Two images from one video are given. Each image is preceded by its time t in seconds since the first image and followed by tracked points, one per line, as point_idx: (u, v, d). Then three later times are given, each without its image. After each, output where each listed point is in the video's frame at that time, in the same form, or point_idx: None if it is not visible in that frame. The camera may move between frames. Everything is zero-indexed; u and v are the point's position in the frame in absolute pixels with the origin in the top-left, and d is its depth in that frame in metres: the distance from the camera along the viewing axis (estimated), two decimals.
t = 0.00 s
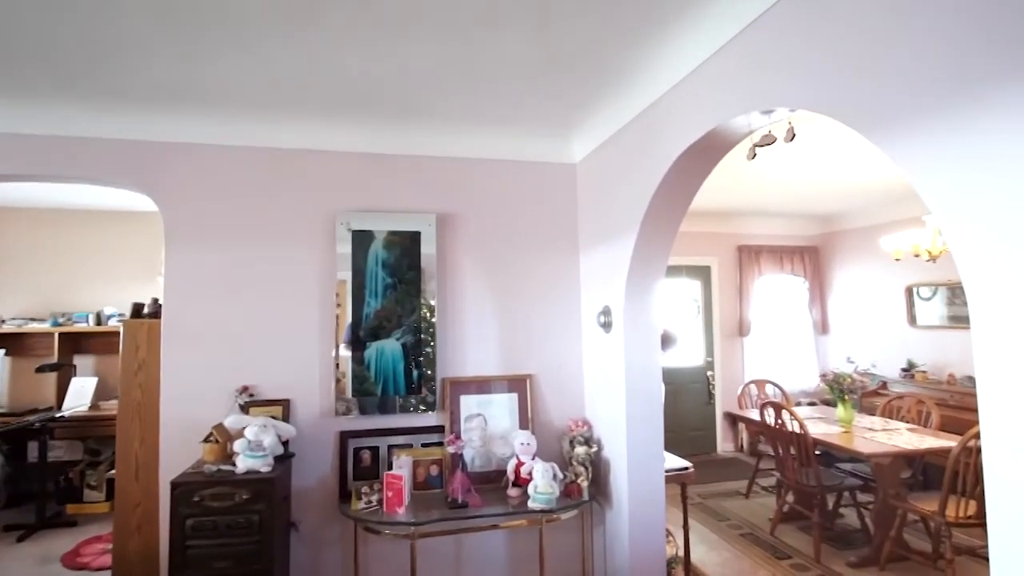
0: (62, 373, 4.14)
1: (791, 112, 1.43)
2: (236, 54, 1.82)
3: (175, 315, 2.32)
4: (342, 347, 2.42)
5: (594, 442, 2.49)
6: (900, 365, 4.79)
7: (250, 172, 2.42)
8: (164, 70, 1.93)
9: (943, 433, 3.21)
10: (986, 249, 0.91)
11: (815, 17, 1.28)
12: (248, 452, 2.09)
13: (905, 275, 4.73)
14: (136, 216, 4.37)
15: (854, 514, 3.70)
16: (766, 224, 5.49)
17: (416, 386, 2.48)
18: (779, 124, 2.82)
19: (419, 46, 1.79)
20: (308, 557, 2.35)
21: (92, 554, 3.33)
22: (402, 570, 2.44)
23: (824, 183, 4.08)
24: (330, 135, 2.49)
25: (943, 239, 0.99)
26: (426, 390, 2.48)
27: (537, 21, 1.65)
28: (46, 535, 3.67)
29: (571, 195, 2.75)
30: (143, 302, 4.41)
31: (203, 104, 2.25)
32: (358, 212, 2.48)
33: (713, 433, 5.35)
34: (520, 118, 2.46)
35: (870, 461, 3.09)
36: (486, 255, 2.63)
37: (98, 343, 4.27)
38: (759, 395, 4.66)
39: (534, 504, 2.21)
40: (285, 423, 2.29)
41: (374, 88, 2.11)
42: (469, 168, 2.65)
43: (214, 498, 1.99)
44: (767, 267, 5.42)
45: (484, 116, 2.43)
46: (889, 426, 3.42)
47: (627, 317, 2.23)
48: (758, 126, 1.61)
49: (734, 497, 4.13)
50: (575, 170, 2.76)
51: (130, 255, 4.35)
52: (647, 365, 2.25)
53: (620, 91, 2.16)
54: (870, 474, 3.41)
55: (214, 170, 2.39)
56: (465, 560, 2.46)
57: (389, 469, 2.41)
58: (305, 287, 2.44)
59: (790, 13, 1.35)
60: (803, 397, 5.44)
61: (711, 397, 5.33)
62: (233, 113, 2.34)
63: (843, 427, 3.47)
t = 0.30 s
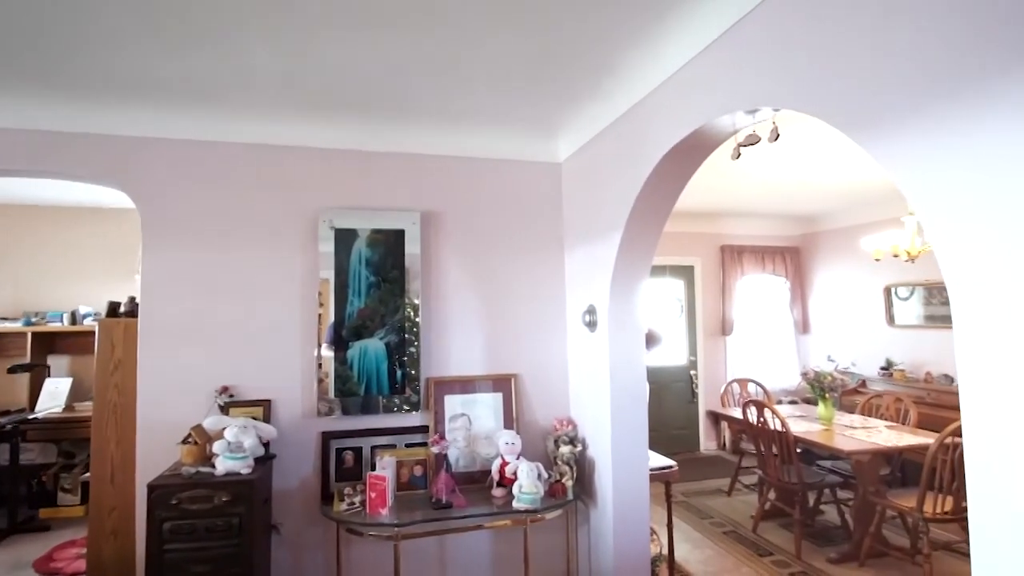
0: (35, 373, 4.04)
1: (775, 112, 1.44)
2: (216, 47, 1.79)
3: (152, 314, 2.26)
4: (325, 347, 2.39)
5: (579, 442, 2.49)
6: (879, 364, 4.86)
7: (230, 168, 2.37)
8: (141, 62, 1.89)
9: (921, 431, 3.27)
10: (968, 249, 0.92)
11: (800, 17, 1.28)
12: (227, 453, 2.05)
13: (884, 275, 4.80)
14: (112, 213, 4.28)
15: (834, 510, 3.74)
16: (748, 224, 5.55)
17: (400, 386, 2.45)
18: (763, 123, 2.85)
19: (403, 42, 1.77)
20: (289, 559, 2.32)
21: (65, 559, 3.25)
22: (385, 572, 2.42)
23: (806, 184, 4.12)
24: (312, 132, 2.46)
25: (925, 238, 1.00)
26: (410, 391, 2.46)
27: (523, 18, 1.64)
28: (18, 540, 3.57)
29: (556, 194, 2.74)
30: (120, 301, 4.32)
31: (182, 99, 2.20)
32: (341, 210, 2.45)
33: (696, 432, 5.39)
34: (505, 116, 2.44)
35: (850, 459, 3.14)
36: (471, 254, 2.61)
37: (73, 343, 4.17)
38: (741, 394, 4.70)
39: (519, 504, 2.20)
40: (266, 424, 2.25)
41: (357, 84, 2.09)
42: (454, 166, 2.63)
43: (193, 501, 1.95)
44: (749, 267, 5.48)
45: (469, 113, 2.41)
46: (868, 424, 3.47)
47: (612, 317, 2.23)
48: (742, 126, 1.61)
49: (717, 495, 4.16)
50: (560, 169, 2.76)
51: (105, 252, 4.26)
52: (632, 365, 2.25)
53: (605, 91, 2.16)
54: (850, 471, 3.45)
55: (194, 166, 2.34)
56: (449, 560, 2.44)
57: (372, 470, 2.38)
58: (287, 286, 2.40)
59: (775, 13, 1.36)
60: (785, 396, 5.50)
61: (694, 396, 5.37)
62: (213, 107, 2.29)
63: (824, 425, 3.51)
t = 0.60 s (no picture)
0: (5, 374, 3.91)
1: (764, 109, 1.43)
2: (194, 37, 1.73)
3: (127, 312, 2.20)
4: (307, 346, 2.34)
5: (565, 441, 2.47)
6: (859, 362, 4.92)
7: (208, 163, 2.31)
8: (116, 52, 1.83)
9: (901, 428, 3.31)
10: (959, 244, 0.92)
11: (790, 13, 1.27)
12: (205, 455, 1.99)
13: (864, 275, 4.86)
14: (86, 208, 4.17)
15: (816, 507, 3.78)
16: (732, 224, 5.59)
17: (384, 386, 2.41)
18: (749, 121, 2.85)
19: (386, 35, 1.73)
20: (269, 563, 2.27)
21: (37, 565, 3.15)
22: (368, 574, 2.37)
23: (789, 184, 4.16)
24: (294, 127, 2.41)
25: (915, 234, 1.00)
26: (394, 390, 2.43)
27: (510, 12, 1.61)
28: None
29: (542, 192, 2.72)
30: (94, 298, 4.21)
31: (159, 91, 2.14)
32: (323, 206, 2.40)
33: (679, 430, 5.42)
34: (491, 112, 2.42)
35: (832, 456, 3.16)
36: (456, 252, 2.58)
37: (45, 343, 4.05)
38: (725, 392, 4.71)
39: (504, 504, 2.18)
40: (246, 424, 2.20)
41: (340, 78, 2.05)
42: (439, 163, 2.60)
43: (169, 504, 1.90)
44: (732, 267, 5.51)
45: (454, 109, 2.38)
46: (850, 422, 3.50)
47: (598, 315, 2.21)
48: (730, 123, 1.61)
49: (701, 493, 4.17)
50: (547, 167, 2.74)
51: (79, 248, 4.14)
52: (618, 364, 2.24)
53: (593, 87, 2.14)
54: (831, 469, 3.49)
55: (171, 160, 2.27)
56: (433, 562, 2.41)
57: (355, 471, 2.34)
58: (268, 284, 2.35)
59: (764, 10, 1.35)
60: (767, 394, 5.55)
61: (678, 395, 5.40)
62: (190, 100, 2.23)
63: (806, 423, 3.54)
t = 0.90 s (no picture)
0: None
1: (748, 101, 1.41)
2: (160, 21, 1.66)
3: (90, 309, 2.10)
4: (280, 344, 2.27)
5: (546, 440, 2.44)
6: (835, 360, 4.98)
7: (177, 154, 2.23)
8: (76, 35, 1.74)
9: (877, 425, 3.34)
10: (949, 236, 0.90)
11: (776, 5, 1.25)
12: (172, 458, 1.91)
13: (840, 274, 4.92)
14: (48, 202, 4.01)
15: (794, 504, 3.81)
16: (710, 223, 5.62)
17: (360, 385, 2.35)
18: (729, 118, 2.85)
19: (363, 22, 1.68)
20: (241, 568, 2.19)
21: None
22: None
23: (768, 183, 4.19)
24: (268, 118, 2.34)
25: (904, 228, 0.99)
26: (371, 390, 2.36)
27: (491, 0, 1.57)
28: None
29: (524, 188, 2.68)
30: (56, 296, 4.05)
31: (124, 78, 2.05)
32: (298, 200, 2.33)
33: (659, 428, 5.43)
34: (472, 105, 2.37)
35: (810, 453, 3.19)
36: (435, 248, 2.53)
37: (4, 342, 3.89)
38: (704, 391, 4.73)
39: (485, 505, 2.14)
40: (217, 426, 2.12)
41: (315, 67, 1.98)
42: (418, 157, 2.54)
43: (134, 509, 1.82)
44: (711, 266, 5.54)
45: (433, 102, 2.33)
46: (827, 419, 3.53)
47: (580, 312, 2.18)
48: (714, 117, 1.58)
49: (681, 491, 4.19)
50: (528, 163, 2.70)
51: (41, 244, 3.98)
52: (599, 362, 2.21)
53: (575, 81, 2.11)
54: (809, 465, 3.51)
55: (137, 151, 2.18)
56: (412, 565, 2.36)
57: (331, 472, 2.27)
58: (240, 280, 2.27)
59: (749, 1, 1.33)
60: (745, 392, 5.59)
61: (657, 393, 5.41)
62: (158, 88, 2.14)
63: (784, 420, 3.56)
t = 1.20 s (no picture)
0: None
1: (736, 92, 1.38)
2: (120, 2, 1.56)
3: (46, 307, 1.99)
4: (251, 343, 2.18)
5: (527, 441, 2.39)
6: (813, 358, 5.02)
7: (141, 145, 2.12)
8: (29, 16, 1.63)
9: (856, 422, 3.36)
10: (946, 233, 0.87)
11: None
12: (134, 463, 1.82)
13: (818, 272, 4.96)
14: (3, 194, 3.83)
15: (774, 501, 3.81)
16: (691, 222, 5.62)
17: (335, 385, 2.27)
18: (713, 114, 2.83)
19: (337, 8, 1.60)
20: None
21: None
22: None
23: (748, 182, 4.19)
24: (238, 108, 2.24)
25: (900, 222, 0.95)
26: (347, 390, 2.29)
27: None
28: None
29: (505, 183, 2.63)
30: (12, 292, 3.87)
31: (83, 63, 1.94)
32: (270, 193, 2.24)
33: (639, 427, 5.42)
34: (451, 98, 2.31)
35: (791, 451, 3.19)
36: (414, 244, 2.46)
37: None
38: (685, 389, 4.72)
39: (464, 509, 2.07)
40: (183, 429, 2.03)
41: (288, 55, 1.90)
42: (396, 151, 2.47)
43: (93, 518, 1.72)
44: (691, 265, 5.55)
45: (411, 94, 2.26)
46: (807, 416, 3.54)
47: (562, 310, 2.13)
48: (701, 109, 1.54)
49: (662, 490, 4.17)
50: (509, 157, 2.65)
51: None
52: (582, 360, 2.16)
53: (558, 73, 2.06)
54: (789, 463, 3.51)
55: (98, 141, 2.07)
56: (389, 570, 2.29)
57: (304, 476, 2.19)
58: (208, 276, 2.17)
59: None
60: (725, 390, 5.61)
61: (637, 391, 5.40)
62: (120, 75, 2.04)
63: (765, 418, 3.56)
